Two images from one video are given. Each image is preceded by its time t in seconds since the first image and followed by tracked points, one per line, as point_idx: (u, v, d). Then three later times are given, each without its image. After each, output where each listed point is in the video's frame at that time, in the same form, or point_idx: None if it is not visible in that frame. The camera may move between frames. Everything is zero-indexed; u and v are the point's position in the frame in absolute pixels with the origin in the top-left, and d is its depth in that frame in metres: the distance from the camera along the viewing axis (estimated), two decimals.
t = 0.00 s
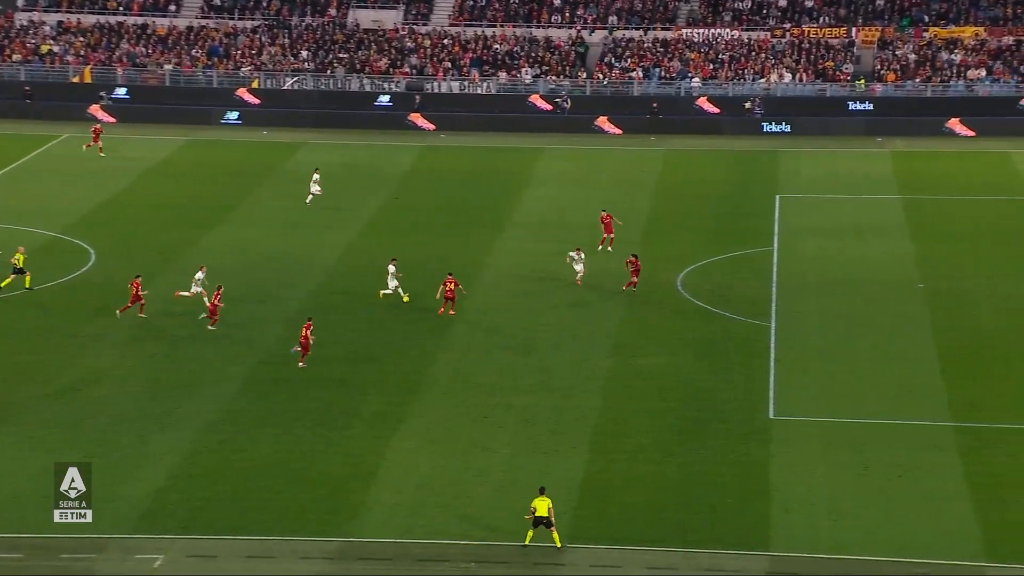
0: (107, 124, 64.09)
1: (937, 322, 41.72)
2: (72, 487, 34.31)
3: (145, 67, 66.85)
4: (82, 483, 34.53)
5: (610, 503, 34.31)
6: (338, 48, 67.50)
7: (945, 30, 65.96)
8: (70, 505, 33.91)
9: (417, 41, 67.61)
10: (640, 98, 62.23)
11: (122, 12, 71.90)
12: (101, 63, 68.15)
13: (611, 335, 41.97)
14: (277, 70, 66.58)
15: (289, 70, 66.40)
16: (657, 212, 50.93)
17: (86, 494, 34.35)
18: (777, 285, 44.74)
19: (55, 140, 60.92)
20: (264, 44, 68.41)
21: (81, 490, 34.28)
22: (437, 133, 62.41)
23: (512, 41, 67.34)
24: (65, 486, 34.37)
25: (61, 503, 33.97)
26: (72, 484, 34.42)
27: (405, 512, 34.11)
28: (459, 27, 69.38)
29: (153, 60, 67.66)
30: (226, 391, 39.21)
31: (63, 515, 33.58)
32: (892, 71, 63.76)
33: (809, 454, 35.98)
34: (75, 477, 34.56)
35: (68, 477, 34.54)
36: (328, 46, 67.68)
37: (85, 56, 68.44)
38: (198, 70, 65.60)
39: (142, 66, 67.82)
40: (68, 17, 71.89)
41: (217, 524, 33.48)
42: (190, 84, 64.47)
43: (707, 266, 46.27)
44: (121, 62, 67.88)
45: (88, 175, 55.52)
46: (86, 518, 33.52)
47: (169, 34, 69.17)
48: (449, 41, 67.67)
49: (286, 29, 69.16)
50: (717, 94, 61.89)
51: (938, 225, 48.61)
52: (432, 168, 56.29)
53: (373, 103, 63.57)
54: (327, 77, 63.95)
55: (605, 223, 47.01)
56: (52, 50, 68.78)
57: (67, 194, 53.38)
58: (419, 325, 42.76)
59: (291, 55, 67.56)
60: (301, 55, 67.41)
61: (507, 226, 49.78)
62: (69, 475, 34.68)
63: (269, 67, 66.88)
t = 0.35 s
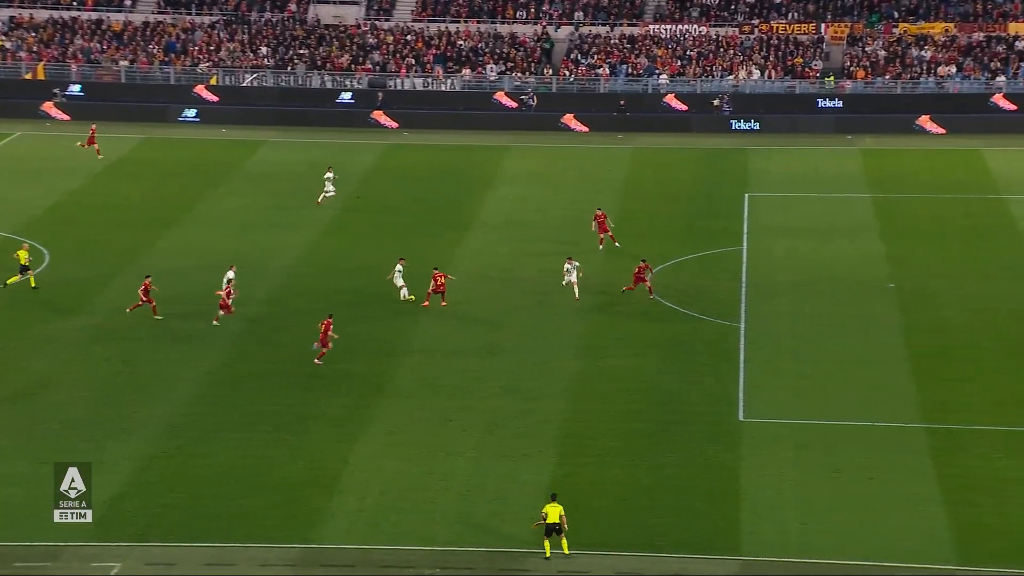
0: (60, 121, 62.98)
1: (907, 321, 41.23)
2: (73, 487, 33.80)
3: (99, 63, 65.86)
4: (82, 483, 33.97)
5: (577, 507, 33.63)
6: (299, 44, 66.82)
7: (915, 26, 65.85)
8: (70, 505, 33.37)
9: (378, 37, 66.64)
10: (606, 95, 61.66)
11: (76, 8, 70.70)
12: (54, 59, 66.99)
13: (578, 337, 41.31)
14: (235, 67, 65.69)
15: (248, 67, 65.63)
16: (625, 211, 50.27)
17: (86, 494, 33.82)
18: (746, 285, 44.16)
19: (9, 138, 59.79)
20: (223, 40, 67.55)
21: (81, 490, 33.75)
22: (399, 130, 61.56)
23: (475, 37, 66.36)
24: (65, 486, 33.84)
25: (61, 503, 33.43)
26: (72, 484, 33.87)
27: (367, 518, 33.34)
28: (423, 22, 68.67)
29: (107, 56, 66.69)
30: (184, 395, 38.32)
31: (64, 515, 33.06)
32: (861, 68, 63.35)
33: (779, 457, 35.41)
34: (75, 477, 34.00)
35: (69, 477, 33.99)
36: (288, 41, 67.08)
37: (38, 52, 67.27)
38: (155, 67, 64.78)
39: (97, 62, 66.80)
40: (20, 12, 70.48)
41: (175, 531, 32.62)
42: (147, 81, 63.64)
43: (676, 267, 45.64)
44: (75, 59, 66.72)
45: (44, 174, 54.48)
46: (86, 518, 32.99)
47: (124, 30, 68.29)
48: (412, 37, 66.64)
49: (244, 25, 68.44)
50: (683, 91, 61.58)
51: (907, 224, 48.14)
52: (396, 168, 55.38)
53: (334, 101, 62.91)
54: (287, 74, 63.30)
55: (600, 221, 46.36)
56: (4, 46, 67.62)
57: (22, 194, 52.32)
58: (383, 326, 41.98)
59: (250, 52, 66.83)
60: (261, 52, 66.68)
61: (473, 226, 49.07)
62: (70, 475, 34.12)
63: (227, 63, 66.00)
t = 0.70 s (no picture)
0: (24, 118, 61.80)
1: (889, 321, 40.61)
2: (73, 487, 33.36)
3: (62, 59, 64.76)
4: (82, 483, 33.54)
5: (554, 512, 32.86)
6: (268, 40, 66.01)
7: (899, 21, 65.14)
8: (70, 505, 32.84)
9: (350, 32, 65.89)
10: (583, 92, 60.99)
11: (40, 2, 69.48)
12: (18, 54, 65.76)
13: (555, 338, 40.57)
14: (204, 62, 64.57)
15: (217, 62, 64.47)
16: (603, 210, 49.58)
17: (86, 494, 33.33)
18: (725, 285, 43.49)
19: None
20: (191, 35, 66.60)
21: (81, 490, 33.28)
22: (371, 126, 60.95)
23: (448, 32, 65.75)
24: (65, 487, 33.40)
25: (61, 503, 32.91)
26: (73, 485, 33.44)
27: (340, 523, 32.52)
28: (396, 18, 67.79)
29: (71, 52, 65.68)
30: (152, 399, 37.44)
31: (64, 515, 32.51)
32: (842, 64, 62.69)
33: (759, 460, 34.73)
34: (75, 477, 33.59)
35: (68, 477, 33.59)
36: (258, 36, 66.20)
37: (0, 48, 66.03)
38: (121, 62, 63.61)
39: (61, 57, 65.76)
40: None
41: (142, 537, 31.75)
42: (113, 76, 62.53)
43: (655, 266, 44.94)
44: (40, 54, 65.47)
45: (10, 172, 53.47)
46: (86, 518, 32.43)
47: (89, 25, 67.32)
48: (384, 33, 65.80)
49: (213, 20, 67.49)
50: (664, 87, 60.66)
51: (889, 223, 47.55)
52: (369, 167, 54.46)
53: (307, 97, 61.98)
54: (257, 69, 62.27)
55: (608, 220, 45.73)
56: None
57: None
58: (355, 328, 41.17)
59: (218, 47, 65.76)
60: (230, 47, 65.65)
61: (448, 225, 48.29)
62: (69, 475, 33.72)
63: (195, 58, 64.92)
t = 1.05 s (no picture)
0: None
1: (875, 321, 39.96)
2: (73, 487, 32.80)
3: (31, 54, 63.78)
4: (82, 483, 32.98)
5: (535, 517, 32.14)
6: (242, 34, 65.12)
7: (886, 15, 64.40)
8: (70, 505, 32.32)
9: (326, 27, 65.28)
10: (564, 88, 60.09)
11: None
12: None
13: (536, 338, 39.84)
14: (175, 57, 63.63)
15: (189, 57, 63.53)
16: (585, 208, 48.87)
17: (86, 494, 32.78)
18: (709, 284, 42.81)
19: None
20: (162, 29, 65.61)
21: (81, 490, 32.72)
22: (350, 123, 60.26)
23: (426, 27, 64.93)
24: (65, 487, 32.84)
25: (61, 503, 32.38)
26: (72, 484, 32.88)
27: (316, 528, 31.76)
28: (373, 11, 67.10)
29: (40, 46, 64.60)
30: (124, 402, 36.63)
31: (65, 514, 32.01)
32: (828, 59, 62.26)
33: (744, 462, 34.06)
34: (75, 477, 33.03)
35: (68, 477, 33.02)
36: (232, 31, 65.24)
37: None
38: (90, 57, 62.55)
39: (29, 52, 64.71)
40: None
41: (113, 545, 30.93)
42: (82, 71, 61.43)
43: (638, 266, 44.24)
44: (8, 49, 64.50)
45: None
46: (86, 518, 31.92)
47: (58, 19, 66.26)
48: (361, 27, 65.15)
49: (184, 13, 66.41)
50: (646, 83, 59.89)
51: (875, 221, 46.94)
52: (347, 165, 53.58)
53: (282, 93, 61.17)
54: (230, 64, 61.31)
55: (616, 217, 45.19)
56: None
57: None
58: (332, 329, 40.39)
59: (190, 41, 64.85)
60: (202, 41, 64.76)
61: (427, 224, 47.54)
62: (70, 475, 33.15)
63: (167, 53, 64.01)
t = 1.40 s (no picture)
0: None
1: (856, 320, 39.31)
2: (73, 487, 32.07)
3: None
4: (83, 483, 32.26)
5: (511, 522, 31.38)
6: (210, 29, 64.19)
7: (868, 8, 63.92)
8: (70, 505, 31.65)
9: (296, 22, 64.30)
10: (542, 85, 59.47)
11: None
12: None
13: (512, 340, 39.08)
14: (142, 51, 62.65)
15: (156, 52, 62.57)
16: (563, 206, 48.14)
17: (86, 494, 32.10)
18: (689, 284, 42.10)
19: None
20: (128, 24, 64.71)
21: (81, 490, 32.03)
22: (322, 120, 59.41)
23: (399, 21, 64.10)
24: (65, 486, 32.11)
25: (60, 503, 31.69)
26: (72, 484, 32.14)
27: (287, 534, 30.96)
28: (346, 6, 66.51)
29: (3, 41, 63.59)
30: (92, 405, 35.79)
31: (64, 514, 31.37)
32: (809, 54, 61.40)
33: (724, 465, 33.36)
34: (75, 476, 32.27)
35: (68, 476, 32.27)
36: (200, 25, 64.56)
37: None
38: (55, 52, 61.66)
39: None
40: None
41: (77, 552, 30.08)
42: (46, 67, 60.45)
43: (617, 265, 43.49)
44: None
45: None
46: (87, 518, 31.30)
47: (22, 13, 65.19)
48: (332, 22, 64.30)
49: (151, 6, 65.55)
50: (622, 78, 59.25)
51: (857, 218, 46.30)
52: (321, 162, 52.74)
53: (251, 89, 60.30)
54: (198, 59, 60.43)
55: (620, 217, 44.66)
56: None
57: None
58: (304, 330, 39.59)
59: (157, 36, 63.89)
60: (169, 35, 63.77)
61: (402, 222, 46.76)
62: (69, 474, 32.38)
63: (132, 48, 63.08)
